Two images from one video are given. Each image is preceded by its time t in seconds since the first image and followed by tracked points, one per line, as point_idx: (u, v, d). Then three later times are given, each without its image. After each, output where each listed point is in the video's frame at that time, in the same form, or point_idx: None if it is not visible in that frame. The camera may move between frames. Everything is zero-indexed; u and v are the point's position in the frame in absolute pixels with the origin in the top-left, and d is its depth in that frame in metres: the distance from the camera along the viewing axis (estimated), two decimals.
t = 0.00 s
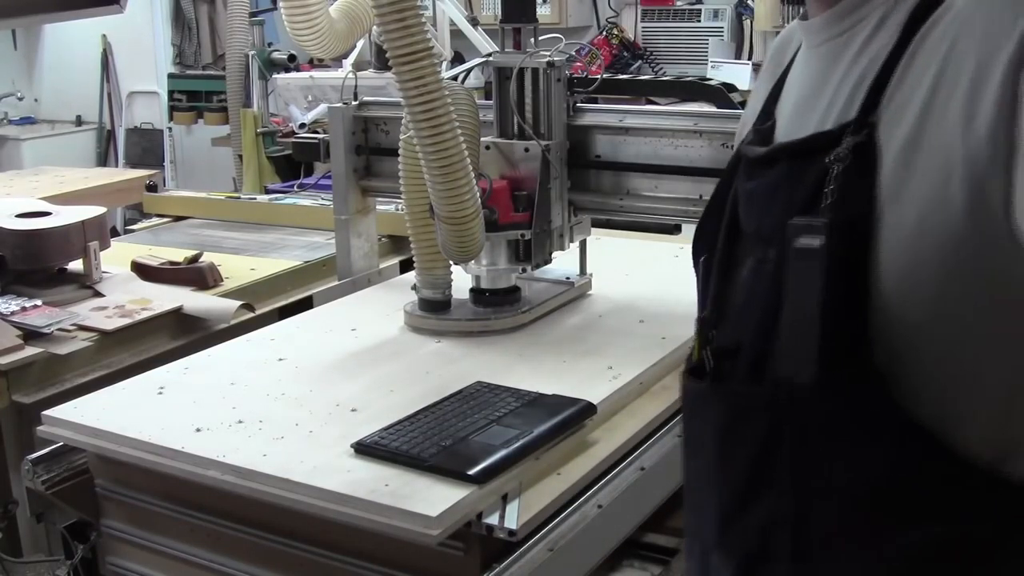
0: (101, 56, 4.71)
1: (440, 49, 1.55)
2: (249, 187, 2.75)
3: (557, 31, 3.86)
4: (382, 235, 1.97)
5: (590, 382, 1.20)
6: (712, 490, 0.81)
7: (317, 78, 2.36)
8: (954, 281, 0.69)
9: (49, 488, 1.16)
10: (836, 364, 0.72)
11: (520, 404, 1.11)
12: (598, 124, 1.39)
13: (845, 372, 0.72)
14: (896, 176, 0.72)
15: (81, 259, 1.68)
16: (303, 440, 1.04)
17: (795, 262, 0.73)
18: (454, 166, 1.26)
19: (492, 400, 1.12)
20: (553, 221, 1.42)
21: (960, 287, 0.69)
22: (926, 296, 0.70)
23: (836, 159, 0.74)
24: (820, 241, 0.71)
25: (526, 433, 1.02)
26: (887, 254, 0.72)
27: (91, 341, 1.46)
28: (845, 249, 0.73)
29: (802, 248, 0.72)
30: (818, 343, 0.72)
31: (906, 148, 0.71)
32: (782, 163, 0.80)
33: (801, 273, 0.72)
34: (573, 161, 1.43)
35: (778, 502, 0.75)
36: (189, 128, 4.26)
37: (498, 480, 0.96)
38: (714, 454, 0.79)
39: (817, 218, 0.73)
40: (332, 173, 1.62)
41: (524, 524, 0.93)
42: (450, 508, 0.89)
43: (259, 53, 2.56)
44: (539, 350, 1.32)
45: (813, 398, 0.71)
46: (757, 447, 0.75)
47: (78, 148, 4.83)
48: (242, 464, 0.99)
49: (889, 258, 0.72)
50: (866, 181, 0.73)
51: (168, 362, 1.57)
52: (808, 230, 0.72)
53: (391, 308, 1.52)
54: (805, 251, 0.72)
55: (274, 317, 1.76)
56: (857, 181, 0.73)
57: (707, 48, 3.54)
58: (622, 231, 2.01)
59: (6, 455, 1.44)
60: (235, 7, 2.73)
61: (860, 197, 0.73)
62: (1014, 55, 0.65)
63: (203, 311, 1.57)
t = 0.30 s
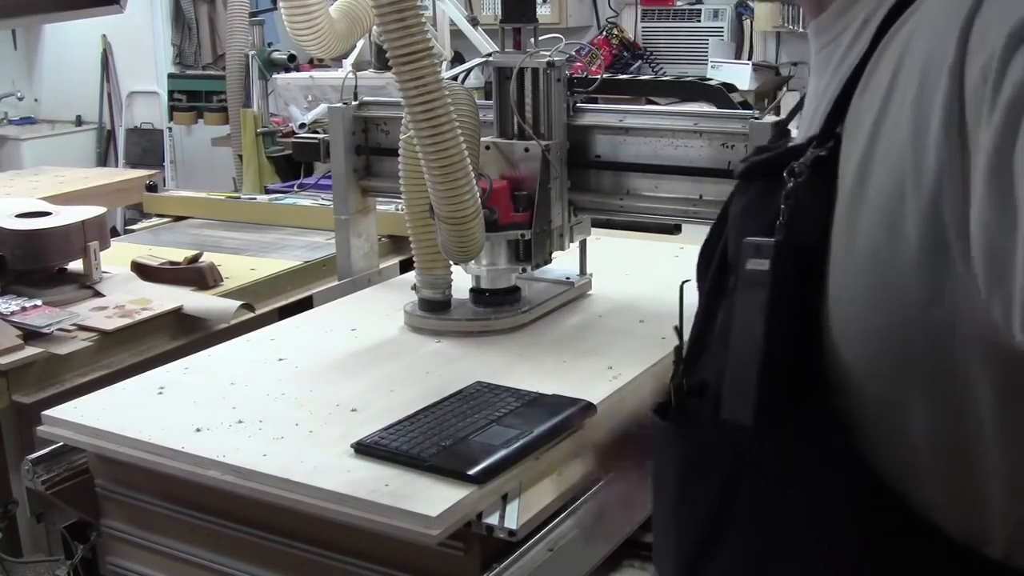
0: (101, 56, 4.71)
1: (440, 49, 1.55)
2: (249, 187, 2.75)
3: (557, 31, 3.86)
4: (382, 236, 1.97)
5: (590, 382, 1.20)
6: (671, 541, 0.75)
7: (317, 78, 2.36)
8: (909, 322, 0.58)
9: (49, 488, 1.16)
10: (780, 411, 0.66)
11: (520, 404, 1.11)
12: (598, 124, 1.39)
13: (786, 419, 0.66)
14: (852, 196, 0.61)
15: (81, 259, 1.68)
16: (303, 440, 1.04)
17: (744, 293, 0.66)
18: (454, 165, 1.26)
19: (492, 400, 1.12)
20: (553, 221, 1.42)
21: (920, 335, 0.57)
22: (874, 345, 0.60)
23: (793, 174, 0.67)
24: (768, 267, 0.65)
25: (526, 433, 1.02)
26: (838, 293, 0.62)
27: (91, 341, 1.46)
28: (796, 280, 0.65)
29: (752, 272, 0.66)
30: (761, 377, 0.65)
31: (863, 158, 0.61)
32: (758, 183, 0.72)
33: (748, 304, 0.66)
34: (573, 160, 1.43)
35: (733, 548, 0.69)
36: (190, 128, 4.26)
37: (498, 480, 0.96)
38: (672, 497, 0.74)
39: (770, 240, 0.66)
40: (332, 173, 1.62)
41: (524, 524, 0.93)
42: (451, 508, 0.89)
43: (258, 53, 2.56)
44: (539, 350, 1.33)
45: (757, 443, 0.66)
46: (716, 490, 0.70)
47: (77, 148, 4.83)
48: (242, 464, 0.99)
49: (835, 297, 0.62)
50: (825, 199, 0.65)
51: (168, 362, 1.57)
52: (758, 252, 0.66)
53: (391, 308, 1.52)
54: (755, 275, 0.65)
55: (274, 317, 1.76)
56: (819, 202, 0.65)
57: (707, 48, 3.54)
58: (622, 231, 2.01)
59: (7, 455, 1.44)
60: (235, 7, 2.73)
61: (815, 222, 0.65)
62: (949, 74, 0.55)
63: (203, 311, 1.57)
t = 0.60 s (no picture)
0: (101, 55, 4.71)
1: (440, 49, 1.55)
2: (249, 187, 2.75)
3: (556, 31, 3.86)
4: (382, 235, 1.97)
5: (590, 382, 1.20)
6: None
7: (317, 78, 2.36)
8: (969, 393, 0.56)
9: (49, 488, 1.16)
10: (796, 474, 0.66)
11: (520, 404, 1.10)
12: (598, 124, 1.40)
13: (807, 484, 0.66)
14: (901, 265, 0.60)
15: (81, 259, 1.68)
16: (302, 440, 1.04)
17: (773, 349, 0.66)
18: (454, 165, 1.26)
19: (492, 400, 1.12)
20: (553, 221, 1.42)
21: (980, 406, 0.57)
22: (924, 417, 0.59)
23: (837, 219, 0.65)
24: (796, 325, 0.64)
25: (526, 433, 1.02)
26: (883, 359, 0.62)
27: (91, 340, 1.46)
28: (826, 341, 0.64)
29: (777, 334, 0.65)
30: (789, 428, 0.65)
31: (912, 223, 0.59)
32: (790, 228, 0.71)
33: (774, 368, 0.66)
34: (574, 160, 1.44)
35: None
36: (190, 128, 4.26)
37: (498, 480, 0.96)
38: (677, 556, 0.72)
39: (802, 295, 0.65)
40: (332, 172, 1.62)
41: (524, 524, 0.93)
42: (450, 507, 0.89)
43: (259, 53, 2.56)
44: (539, 350, 1.33)
45: (772, 520, 0.65)
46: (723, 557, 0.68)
47: (77, 148, 4.83)
48: (242, 464, 0.99)
49: (876, 365, 0.62)
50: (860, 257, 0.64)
51: (168, 361, 1.57)
52: (787, 309, 0.65)
53: (391, 308, 1.52)
54: (784, 332, 0.65)
55: (274, 317, 1.76)
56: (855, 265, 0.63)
57: (707, 48, 3.54)
58: (622, 232, 2.01)
59: (7, 455, 1.44)
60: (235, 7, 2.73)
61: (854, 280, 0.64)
62: None
63: (203, 311, 1.57)
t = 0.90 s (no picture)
0: (101, 55, 4.71)
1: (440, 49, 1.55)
2: (249, 187, 2.75)
3: (556, 31, 3.86)
4: (382, 235, 1.97)
5: (590, 382, 1.20)
6: None
7: (317, 78, 2.35)
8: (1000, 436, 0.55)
9: (49, 488, 1.16)
10: (826, 530, 0.61)
11: (520, 404, 1.10)
12: (598, 124, 1.39)
13: (835, 539, 0.61)
14: (939, 334, 0.58)
15: (81, 259, 1.68)
16: (302, 440, 1.04)
17: (795, 410, 0.60)
18: (454, 165, 1.26)
19: (492, 400, 1.12)
20: (553, 222, 1.42)
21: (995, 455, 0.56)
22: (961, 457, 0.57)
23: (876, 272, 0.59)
24: (832, 389, 0.58)
25: (526, 433, 1.02)
26: (936, 406, 0.58)
27: (91, 341, 1.46)
28: (861, 400, 0.59)
29: (809, 391, 0.59)
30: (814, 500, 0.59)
31: (984, 253, 0.56)
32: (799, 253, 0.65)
33: (803, 422, 0.60)
34: (574, 161, 1.43)
35: None
36: (190, 128, 4.25)
37: (498, 480, 0.96)
38: None
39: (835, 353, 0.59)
40: (332, 173, 1.62)
41: (524, 525, 0.93)
42: (450, 507, 0.89)
43: (259, 53, 2.56)
44: (539, 350, 1.33)
45: None
46: None
47: (77, 148, 4.83)
48: (241, 464, 0.99)
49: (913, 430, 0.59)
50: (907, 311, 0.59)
51: (168, 361, 1.57)
52: (820, 366, 0.59)
53: (391, 308, 1.52)
54: (811, 392, 0.59)
55: (274, 317, 1.76)
56: (896, 318, 0.59)
57: (707, 48, 3.54)
58: (622, 231, 2.01)
59: (6, 455, 1.44)
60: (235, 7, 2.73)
61: (897, 326, 0.59)
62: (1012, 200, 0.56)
63: (203, 311, 1.57)
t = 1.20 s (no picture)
0: (101, 55, 4.71)
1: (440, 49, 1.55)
2: (249, 189, 2.71)
3: (556, 31, 3.86)
4: (382, 235, 1.97)
5: (590, 381, 1.20)
6: None
7: (317, 78, 2.35)
8: None
9: (49, 488, 1.16)
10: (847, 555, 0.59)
11: (520, 404, 1.10)
12: (598, 124, 1.39)
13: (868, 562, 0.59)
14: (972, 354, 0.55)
15: (81, 259, 1.68)
16: (302, 440, 1.04)
17: (813, 430, 0.58)
18: (454, 165, 1.26)
19: (492, 400, 1.12)
20: (553, 222, 1.42)
21: None
22: (989, 482, 0.56)
23: (895, 285, 0.57)
24: (853, 408, 0.56)
25: (526, 432, 1.02)
26: (961, 429, 0.56)
27: (91, 341, 1.46)
28: (889, 422, 0.57)
29: (828, 411, 0.57)
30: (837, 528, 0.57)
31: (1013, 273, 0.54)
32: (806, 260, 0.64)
33: (824, 444, 0.57)
34: (573, 160, 1.43)
35: None
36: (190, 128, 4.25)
37: (498, 480, 0.96)
38: None
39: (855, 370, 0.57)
40: (332, 173, 1.62)
41: (525, 524, 0.93)
42: (451, 507, 0.89)
43: (259, 53, 2.56)
44: (538, 350, 1.33)
45: None
46: None
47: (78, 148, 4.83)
48: (242, 464, 0.99)
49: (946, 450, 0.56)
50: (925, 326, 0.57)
51: (168, 361, 1.58)
52: (839, 385, 0.57)
53: (391, 308, 1.52)
54: (829, 412, 0.57)
55: (274, 317, 1.76)
56: (918, 333, 0.57)
57: (707, 48, 3.54)
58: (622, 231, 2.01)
59: (6, 455, 1.44)
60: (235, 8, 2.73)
61: (916, 342, 0.57)
62: None
63: (203, 311, 1.57)
